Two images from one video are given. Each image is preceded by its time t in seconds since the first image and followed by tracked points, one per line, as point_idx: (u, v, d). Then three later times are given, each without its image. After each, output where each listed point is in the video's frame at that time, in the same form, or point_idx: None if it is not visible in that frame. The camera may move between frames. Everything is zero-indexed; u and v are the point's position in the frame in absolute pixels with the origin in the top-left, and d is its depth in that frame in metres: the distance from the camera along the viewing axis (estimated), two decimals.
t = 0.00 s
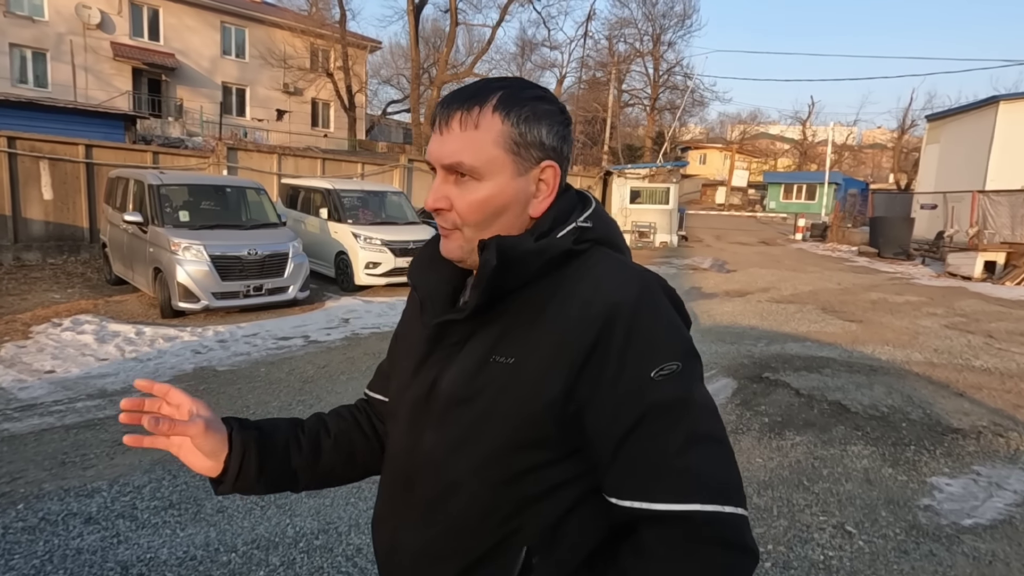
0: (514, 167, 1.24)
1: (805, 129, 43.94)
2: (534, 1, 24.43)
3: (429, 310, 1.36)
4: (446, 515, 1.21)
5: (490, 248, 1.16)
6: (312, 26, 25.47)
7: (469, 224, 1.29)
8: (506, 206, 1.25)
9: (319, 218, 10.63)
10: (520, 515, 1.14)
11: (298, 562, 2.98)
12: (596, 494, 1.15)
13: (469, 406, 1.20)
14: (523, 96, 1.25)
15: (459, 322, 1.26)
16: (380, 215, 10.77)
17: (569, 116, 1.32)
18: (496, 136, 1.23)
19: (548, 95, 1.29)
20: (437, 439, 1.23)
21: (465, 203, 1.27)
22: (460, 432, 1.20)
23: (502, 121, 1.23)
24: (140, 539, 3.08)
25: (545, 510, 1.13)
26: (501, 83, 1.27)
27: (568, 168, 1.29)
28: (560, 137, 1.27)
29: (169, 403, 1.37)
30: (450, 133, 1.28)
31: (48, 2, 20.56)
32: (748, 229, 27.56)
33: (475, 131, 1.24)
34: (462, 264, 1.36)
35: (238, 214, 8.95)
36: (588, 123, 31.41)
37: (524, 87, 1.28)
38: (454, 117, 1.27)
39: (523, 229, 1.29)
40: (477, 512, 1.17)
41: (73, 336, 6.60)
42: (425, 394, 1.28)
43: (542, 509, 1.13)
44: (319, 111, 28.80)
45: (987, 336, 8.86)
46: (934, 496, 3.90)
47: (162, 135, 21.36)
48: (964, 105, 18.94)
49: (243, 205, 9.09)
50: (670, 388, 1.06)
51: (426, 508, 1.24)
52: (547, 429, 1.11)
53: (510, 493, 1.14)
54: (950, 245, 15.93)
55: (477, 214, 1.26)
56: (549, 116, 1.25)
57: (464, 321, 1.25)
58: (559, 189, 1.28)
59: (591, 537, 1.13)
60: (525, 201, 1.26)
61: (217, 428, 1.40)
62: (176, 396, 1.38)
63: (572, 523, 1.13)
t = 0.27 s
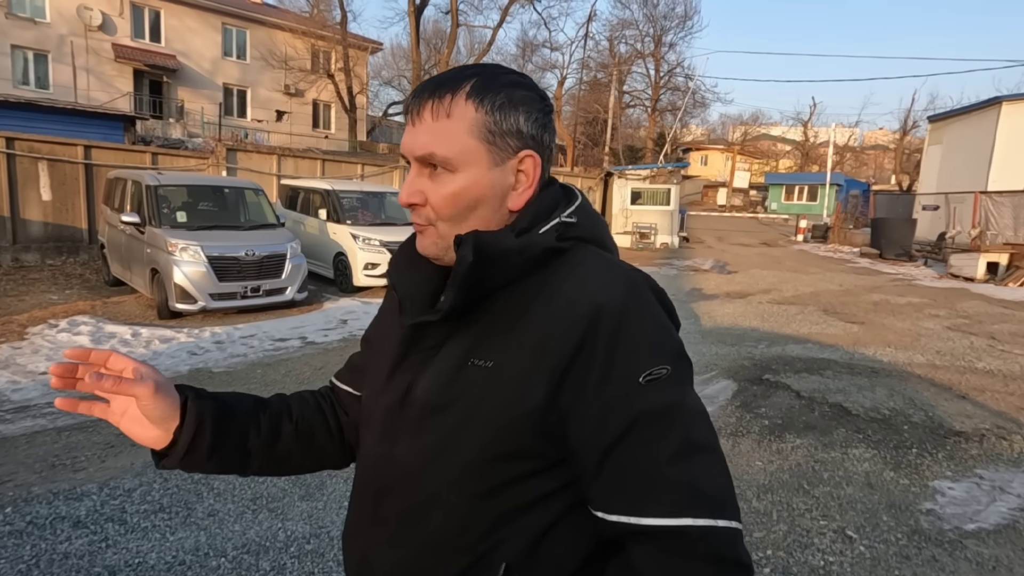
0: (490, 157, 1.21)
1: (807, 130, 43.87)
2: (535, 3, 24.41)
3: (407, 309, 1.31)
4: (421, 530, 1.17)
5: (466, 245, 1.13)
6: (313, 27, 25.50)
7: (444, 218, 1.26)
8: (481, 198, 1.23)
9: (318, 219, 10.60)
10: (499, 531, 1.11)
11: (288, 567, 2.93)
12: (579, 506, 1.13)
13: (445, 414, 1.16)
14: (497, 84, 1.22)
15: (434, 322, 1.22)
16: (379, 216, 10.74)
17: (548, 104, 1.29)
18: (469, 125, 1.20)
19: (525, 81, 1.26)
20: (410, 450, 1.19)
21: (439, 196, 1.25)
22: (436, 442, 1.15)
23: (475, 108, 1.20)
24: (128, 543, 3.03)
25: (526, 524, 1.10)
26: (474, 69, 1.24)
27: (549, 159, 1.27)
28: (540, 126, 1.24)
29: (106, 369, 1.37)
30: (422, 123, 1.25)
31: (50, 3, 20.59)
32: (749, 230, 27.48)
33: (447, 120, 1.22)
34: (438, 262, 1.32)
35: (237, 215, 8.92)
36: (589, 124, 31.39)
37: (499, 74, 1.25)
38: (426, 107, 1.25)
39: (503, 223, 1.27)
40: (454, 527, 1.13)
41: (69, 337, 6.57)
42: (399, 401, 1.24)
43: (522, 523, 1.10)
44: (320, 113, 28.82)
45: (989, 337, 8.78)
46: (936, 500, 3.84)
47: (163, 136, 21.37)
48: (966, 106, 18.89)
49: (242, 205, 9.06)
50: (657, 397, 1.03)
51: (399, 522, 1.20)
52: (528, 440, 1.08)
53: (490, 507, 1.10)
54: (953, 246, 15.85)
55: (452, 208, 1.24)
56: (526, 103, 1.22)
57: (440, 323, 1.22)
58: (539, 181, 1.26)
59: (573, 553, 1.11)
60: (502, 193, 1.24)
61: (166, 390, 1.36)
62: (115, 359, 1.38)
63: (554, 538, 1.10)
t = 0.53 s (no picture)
0: (469, 135, 1.23)
1: (807, 131, 43.88)
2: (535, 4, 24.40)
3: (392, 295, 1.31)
4: (399, 528, 1.13)
5: (455, 217, 1.13)
6: (313, 28, 25.53)
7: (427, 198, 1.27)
8: (462, 175, 1.24)
9: (316, 220, 10.56)
10: (478, 530, 1.07)
11: (279, 569, 2.88)
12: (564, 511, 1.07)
13: (425, 404, 1.13)
14: (473, 63, 1.25)
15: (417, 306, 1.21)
16: (377, 216, 10.69)
17: (524, 82, 1.31)
18: (446, 103, 1.22)
19: (500, 61, 1.29)
20: (390, 442, 1.16)
21: (419, 177, 1.26)
22: (415, 434, 1.13)
23: (451, 87, 1.22)
24: (117, 545, 2.98)
25: (506, 526, 1.06)
26: (449, 52, 1.27)
27: (527, 134, 1.29)
28: (516, 104, 1.26)
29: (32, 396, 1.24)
30: (400, 106, 1.27)
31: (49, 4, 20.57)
32: (749, 231, 27.44)
33: (424, 100, 1.24)
34: (425, 248, 1.33)
35: (234, 215, 8.88)
36: (589, 125, 31.37)
37: (474, 55, 1.27)
38: (402, 90, 1.27)
39: (487, 201, 1.28)
40: (432, 525, 1.09)
41: (64, 338, 6.51)
42: (380, 392, 1.22)
43: (502, 523, 1.06)
44: (319, 114, 28.81)
45: (991, 338, 8.74)
46: (938, 502, 3.79)
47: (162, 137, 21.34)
48: (966, 107, 18.88)
49: (239, 205, 9.02)
50: (643, 382, 0.99)
51: (376, 521, 1.16)
52: (509, 431, 1.04)
53: (468, 504, 1.06)
54: (954, 247, 15.80)
55: (433, 187, 1.25)
56: (500, 79, 1.25)
57: (423, 308, 1.21)
58: (520, 159, 1.28)
59: (556, 559, 1.06)
60: (484, 169, 1.25)
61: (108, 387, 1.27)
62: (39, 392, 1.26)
63: (534, 541, 1.05)
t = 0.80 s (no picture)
0: (456, 145, 1.21)
1: (805, 133, 43.93)
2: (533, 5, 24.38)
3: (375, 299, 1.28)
4: (417, 529, 1.10)
5: (449, 205, 1.12)
6: (311, 29, 25.49)
7: (413, 209, 1.24)
8: (450, 187, 1.22)
9: (312, 220, 10.52)
10: (505, 517, 1.06)
11: (272, 572, 2.85)
12: (583, 484, 1.10)
13: (434, 397, 1.10)
14: (457, 75, 1.23)
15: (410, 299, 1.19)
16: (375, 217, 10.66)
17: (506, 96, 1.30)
18: (433, 115, 1.20)
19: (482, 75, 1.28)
20: (396, 444, 1.12)
21: (406, 189, 1.24)
22: (425, 429, 1.09)
23: (438, 100, 1.20)
24: (108, 548, 2.95)
25: (534, 507, 1.07)
26: (432, 64, 1.25)
27: (509, 151, 1.28)
28: (500, 119, 1.25)
29: None
30: (385, 117, 1.24)
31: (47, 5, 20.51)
32: (747, 232, 27.44)
33: (411, 112, 1.21)
34: (407, 259, 1.30)
35: (230, 215, 8.84)
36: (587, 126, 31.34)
37: (458, 68, 1.26)
38: (388, 101, 1.24)
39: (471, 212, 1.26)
40: (453, 518, 1.07)
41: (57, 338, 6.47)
42: (378, 394, 1.18)
43: (528, 504, 1.06)
44: (317, 115, 28.75)
45: (989, 339, 8.72)
46: (937, 503, 3.77)
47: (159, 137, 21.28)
48: (964, 109, 18.91)
49: (236, 206, 8.98)
50: (656, 343, 1.02)
51: (392, 525, 1.12)
52: (529, 413, 1.04)
53: (490, 491, 1.05)
54: (951, 248, 15.80)
55: (422, 199, 1.23)
56: (485, 95, 1.23)
57: (415, 300, 1.18)
58: (503, 171, 1.26)
59: (585, 527, 1.09)
60: (470, 181, 1.23)
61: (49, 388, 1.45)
62: None
63: (565, 516, 1.08)
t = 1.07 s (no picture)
0: (435, 170, 1.22)
1: (802, 135, 44.07)
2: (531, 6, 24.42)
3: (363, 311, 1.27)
4: (401, 531, 1.07)
5: (432, 214, 1.12)
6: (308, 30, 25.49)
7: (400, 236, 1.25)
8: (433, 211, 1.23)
9: (309, 221, 10.48)
10: (486, 522, 1.02)
11: None
12: (567, 488, 1.05)
13: (418, 396, 1.09)
14: (428, 104, 1.24)
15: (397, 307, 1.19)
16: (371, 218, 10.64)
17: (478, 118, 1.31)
18: (410, 143, 1.21)
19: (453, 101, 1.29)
20: (381, 444, 1.11)
21: (392, 217, 1.25)
22: (408, 427, 1.08)
23: (413, 129, 1.22)
24: (100, 553, 2.91)
25: (516, 510, 1.02)
26: (404, 96, 1.26)
27: (486, 170, 1.30)
28: (474, 141, 1.27)
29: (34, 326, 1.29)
30: (364, 150, 1.25)
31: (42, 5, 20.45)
32: (744, 234, 27.49)
33: (389, 142, 1.22)
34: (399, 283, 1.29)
35: (226, 216, 8.80)
36: (585, 128, 31.38)
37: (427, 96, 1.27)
38: (366, 135, 1.25)
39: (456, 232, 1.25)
40: (436, 519, 1.05)
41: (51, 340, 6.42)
42: (365, 398, 1.17)
43: (509, 507, 1.02)
44: (314, 116, 28.71)
45: (985, 340, 8.74)
46: (935, 506, 3.75)
47: (155, 138, 21.22)
48: (960, 110, 18.98)
49: (231, 207, 8.95)
50: (629, 335, 1.00)
51: (378, 529, 1.10)
52: (509, 409, 1.02)
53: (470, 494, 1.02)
54: (947, 250, 15.84)
55: (408, 225, 1.23)
56: (457, 119, 1.25)
57: (403, 308, 1.18)
58: (483, 191, 1.28)
59: (570, 535, 1.04)
60: (453, 202, 1.24)
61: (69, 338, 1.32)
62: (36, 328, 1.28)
63: (550, 521, 1.03)
